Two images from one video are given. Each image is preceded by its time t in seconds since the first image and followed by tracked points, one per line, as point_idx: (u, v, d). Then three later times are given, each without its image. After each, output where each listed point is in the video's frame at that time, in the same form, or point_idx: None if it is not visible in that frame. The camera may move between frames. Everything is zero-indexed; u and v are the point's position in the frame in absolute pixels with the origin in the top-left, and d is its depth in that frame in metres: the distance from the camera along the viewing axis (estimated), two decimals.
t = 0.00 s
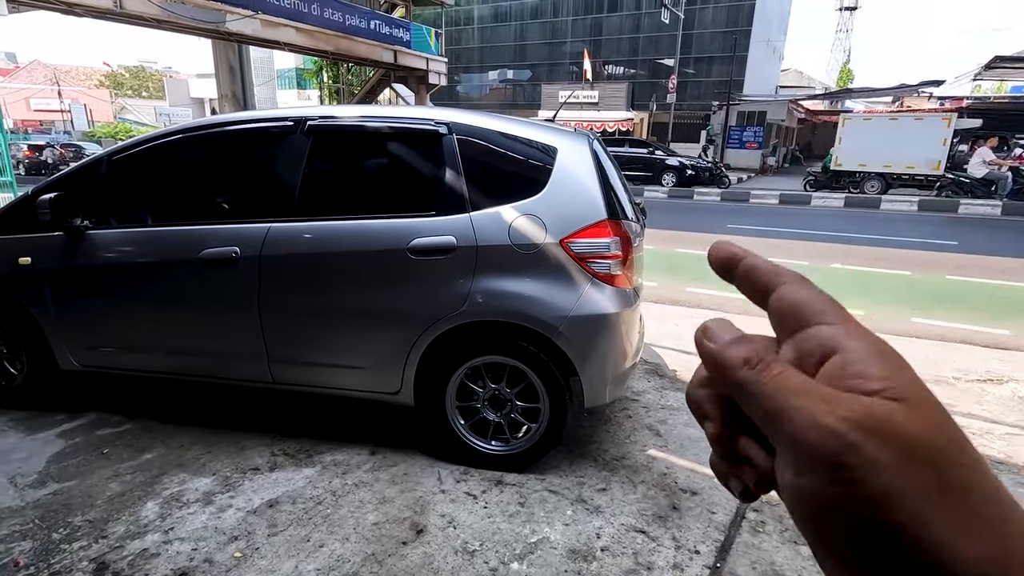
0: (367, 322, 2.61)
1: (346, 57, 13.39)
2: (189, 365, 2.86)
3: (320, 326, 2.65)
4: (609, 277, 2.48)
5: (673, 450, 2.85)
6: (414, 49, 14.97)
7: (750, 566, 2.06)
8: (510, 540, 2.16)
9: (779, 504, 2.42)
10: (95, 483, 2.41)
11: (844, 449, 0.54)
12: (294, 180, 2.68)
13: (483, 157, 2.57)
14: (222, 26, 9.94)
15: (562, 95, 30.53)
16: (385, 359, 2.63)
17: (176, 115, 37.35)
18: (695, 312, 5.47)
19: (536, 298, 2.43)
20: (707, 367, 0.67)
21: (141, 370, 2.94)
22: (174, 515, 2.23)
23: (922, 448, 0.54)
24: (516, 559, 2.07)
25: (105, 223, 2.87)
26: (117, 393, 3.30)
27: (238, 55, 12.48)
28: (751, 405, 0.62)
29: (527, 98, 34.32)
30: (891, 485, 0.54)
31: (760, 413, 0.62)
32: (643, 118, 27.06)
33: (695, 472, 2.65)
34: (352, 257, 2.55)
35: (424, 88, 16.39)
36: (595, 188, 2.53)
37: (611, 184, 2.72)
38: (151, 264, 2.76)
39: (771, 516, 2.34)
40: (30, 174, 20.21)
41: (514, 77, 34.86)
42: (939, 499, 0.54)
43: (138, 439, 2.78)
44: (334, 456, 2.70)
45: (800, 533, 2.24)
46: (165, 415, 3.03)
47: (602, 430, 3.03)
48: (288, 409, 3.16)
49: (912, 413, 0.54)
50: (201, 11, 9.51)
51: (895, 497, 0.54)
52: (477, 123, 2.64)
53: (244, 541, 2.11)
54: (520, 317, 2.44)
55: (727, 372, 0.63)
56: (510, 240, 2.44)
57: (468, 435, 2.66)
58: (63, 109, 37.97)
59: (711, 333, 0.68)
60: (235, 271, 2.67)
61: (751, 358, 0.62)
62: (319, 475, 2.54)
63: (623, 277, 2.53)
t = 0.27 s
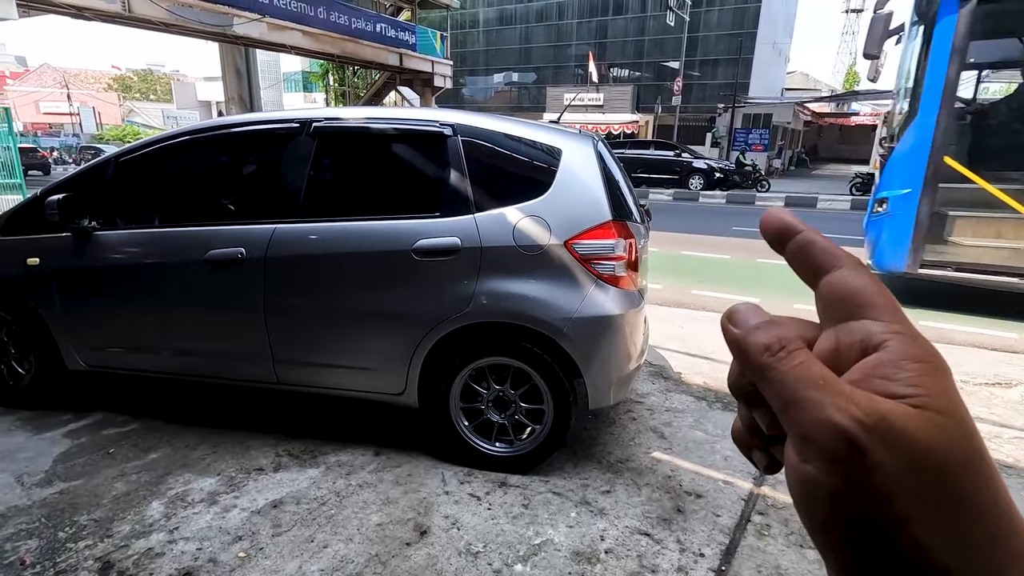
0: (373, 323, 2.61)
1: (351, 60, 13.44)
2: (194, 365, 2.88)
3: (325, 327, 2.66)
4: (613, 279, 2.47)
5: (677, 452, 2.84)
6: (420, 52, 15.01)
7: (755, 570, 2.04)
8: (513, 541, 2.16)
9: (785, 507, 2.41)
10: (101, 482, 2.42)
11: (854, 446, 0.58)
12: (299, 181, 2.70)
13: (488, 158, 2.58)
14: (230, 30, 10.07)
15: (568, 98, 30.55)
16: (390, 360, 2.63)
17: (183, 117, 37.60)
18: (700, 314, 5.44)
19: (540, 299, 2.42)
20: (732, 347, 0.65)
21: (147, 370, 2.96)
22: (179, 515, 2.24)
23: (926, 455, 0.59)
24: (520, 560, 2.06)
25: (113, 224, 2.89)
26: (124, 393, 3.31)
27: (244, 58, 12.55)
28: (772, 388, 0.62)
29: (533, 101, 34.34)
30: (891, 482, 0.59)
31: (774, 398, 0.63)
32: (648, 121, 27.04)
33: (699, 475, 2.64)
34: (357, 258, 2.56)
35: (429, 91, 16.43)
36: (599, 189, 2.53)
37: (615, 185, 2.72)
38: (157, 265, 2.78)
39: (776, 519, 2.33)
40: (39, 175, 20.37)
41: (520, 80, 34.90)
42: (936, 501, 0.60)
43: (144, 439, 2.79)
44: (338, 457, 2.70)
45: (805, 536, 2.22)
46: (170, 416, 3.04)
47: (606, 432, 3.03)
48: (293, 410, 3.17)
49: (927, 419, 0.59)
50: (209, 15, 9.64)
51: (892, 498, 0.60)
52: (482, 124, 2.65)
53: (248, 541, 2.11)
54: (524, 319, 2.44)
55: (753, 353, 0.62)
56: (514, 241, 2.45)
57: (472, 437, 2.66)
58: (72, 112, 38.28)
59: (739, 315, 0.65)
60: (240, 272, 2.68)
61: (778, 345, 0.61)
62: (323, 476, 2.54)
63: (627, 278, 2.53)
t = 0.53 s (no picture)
0: (377, 323, 2.62)
1: (358, 62, 13.52)
2: (200, 365, 2.89)
3: (330, 326, 2.67)
4: (618, 280, 2.48)
5: (681, 454, 2.83)
6: (425, 54, 15.07)
7: (759, 571, 2.04)
8: (517, 541, 2.16)
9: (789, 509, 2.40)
10: (108, 480, 2.44)
11: (831, 465, 0.56)
12: (305, 181, 2.71)
13: (492, 159, 2.58)
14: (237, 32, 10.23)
15: (573, 100, 30.58)
16: (394, 360, 2.64)
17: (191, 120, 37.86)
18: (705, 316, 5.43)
19: (544, 300, 2.43)
20: (689, 359, 0.60)
21: (154, 369, 2.98)
22: (184, 513, 2.25)
23: (903, 468, 0.58)
24: (523, 560, 2.06)
25: (121, 224, 2.91)
26: (130, 392, 3.33)
27: (251, 61, 12.64)
28: (741, 406, 0.58)
29: (538, 104, 34.32)
30: (872, 499, 0.58)
31: (742, 412, 0.59)
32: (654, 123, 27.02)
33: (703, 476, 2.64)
34: (362, 258, 2.57)
35: (435, 93, 16.48)
36: (604, 190, 2.53)
37: (620, 186, 2.72)
38: (164, 265, 2.80)
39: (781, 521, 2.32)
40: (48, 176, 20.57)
41: (525, 82, 34.96)
42: (923, 523, 0.58)
43: (150, 437, 2.82)
44: (343, 456, 2.71)
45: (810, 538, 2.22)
46: (177, 414, 3.06)
47: (610, 433, 3.02)
48: (298, 409, 3.18)
49: (898, 429, 0.59)
50: (216, 17, 9.87)
51: (882, 520, 0.58)
52: (487, 124, 2.65)
53: (252, 539, 2.12)
54: (528, 319, 2.44)
55: (715, 365, 0.57)
56: (518, 241, 2.45)
57: (476, 437, 2.66)
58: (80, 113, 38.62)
59: (692, 322, 0.60)
60: (246, 272, 2.70)
61: (741, 355, 0.56)
62: (327, 475, 2.55)
63: (631, 279, 2.53)
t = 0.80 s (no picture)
0: (382, 323, 2.62)
1: (363, 63, 13.58)
2: (205, 364, 2.90)
3: (334, 326, 2.67)
4: (623, 280, 2.47)
5: (685, 455, 2.82)
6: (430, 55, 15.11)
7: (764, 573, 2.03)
8: (521, 542, 2.16)
9: (794, 511, 2.39)
10: (113, 478, 2.45)
11: None
12: (310, 181, 2.72)
13: (497, 159, 2.58)
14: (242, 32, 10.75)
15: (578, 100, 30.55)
16: (398, 360, 2.64)
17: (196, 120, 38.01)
18: (709, 316, 5.42)
19: (549, 300, 2.43)
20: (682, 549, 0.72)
21: (160, 368, 2.99)
22: (190, 511, 2.26)
23: None
24: (527, 561, 2.06)
25: (126, 223, 2.92)
26: (135, 391, 3.35)
27: (256, 61, 12.72)
28: None
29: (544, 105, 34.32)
30: None
31: None
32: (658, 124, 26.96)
33: (708, 477, 2.63)
34: (367, 258, 2.57)
35: (440, 94, 16.49)
36: (608, 190, 2.52)
37: (625, 186, 2.71)
38: (170, 264, 2.81)
39: (786, 523, 2.31)
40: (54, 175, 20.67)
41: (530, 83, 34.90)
42: None
43: (155, 436, 2.82)
44: (347, 456, 2.71)
45: (815, 540, 2.21)
46: (182, 413, 3.07)
47: (614, 434, 3.02)
48: (302, 408, 3.19)
49: None
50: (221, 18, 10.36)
51: None
52: (491, 124, 2.65)
53: (257, 538, 2.13)
54: (532, 319, 2.44)
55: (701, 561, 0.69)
56: (522, 241, 2.45)
57: (480, 437, 2.66)
58: (87, 113, 38.85)
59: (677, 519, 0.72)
60: (251, 271, 2.70)
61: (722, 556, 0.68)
62: (331, 475, 2.56)
63: (636, 280, 2.52)
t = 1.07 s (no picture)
0: (386, 322, 2.62)
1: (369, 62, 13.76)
2: (210, 362, 2.91)
3: (338, 325, 2.67)
4: (628, 279, 2.46)
5: (690, 455, 2.81)
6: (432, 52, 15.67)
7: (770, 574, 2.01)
8: (525, 542, 2.15)
9: (800, 512, 2.37)
10: (118, 476, 2.46)
11: None
12: (315, 179, 2.72)
13: (501, 157, 2.57)
14: (247, 31, 11.18)
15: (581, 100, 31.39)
16: (402, 359, 2.64)
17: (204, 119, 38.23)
18: (714, 316, 5.40)
19: (553, 299, 2.42)
20: None
21: (165, 366, 2.99)
22: (194, 509, 2.26)
23: None
24: (531, 560, 2.05)
25: (132, 222, 2.93)
26: (141, 388, 3.35)
27: (263, 61, 12.81)
28: None
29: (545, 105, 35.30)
30: None
31: None
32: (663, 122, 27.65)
33: (713, 478, 2.61)
34: (371, 256, 2.57)
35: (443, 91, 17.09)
36: (614, 188, 2.51)
37: (630, 185, 2.70)
38: (174, 262, 2.81)
39: (792, 523, 2.29)
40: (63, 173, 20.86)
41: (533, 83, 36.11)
42: None
43: (160, 433, 2.83)
44: (350, 454, 2.72)
45: (821, 542, 2.19)
46: (186, 411, 3.07)
47: (619, 434, 3.00)
48: (306, 407, 3.18)
49: None
50: (226, 17, 10.72)
51: None
52: (496, 122, 2.64)
53: (261, 536, 2.13)
54: (537, 318, 2.43)
55: None
56: (527, 240, 2.44)
57: (484, 436, 2.65)
58: (95, 113, 39.13)
59: None
60: (255, 269, 2.70)
61: None
62: (335, 473, 2.56)
63: (642, 278, 2.51)
